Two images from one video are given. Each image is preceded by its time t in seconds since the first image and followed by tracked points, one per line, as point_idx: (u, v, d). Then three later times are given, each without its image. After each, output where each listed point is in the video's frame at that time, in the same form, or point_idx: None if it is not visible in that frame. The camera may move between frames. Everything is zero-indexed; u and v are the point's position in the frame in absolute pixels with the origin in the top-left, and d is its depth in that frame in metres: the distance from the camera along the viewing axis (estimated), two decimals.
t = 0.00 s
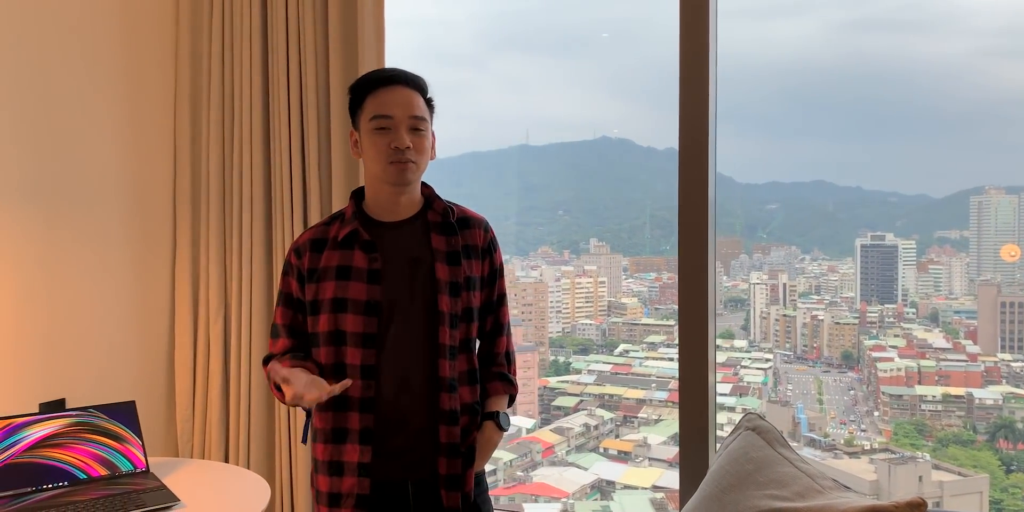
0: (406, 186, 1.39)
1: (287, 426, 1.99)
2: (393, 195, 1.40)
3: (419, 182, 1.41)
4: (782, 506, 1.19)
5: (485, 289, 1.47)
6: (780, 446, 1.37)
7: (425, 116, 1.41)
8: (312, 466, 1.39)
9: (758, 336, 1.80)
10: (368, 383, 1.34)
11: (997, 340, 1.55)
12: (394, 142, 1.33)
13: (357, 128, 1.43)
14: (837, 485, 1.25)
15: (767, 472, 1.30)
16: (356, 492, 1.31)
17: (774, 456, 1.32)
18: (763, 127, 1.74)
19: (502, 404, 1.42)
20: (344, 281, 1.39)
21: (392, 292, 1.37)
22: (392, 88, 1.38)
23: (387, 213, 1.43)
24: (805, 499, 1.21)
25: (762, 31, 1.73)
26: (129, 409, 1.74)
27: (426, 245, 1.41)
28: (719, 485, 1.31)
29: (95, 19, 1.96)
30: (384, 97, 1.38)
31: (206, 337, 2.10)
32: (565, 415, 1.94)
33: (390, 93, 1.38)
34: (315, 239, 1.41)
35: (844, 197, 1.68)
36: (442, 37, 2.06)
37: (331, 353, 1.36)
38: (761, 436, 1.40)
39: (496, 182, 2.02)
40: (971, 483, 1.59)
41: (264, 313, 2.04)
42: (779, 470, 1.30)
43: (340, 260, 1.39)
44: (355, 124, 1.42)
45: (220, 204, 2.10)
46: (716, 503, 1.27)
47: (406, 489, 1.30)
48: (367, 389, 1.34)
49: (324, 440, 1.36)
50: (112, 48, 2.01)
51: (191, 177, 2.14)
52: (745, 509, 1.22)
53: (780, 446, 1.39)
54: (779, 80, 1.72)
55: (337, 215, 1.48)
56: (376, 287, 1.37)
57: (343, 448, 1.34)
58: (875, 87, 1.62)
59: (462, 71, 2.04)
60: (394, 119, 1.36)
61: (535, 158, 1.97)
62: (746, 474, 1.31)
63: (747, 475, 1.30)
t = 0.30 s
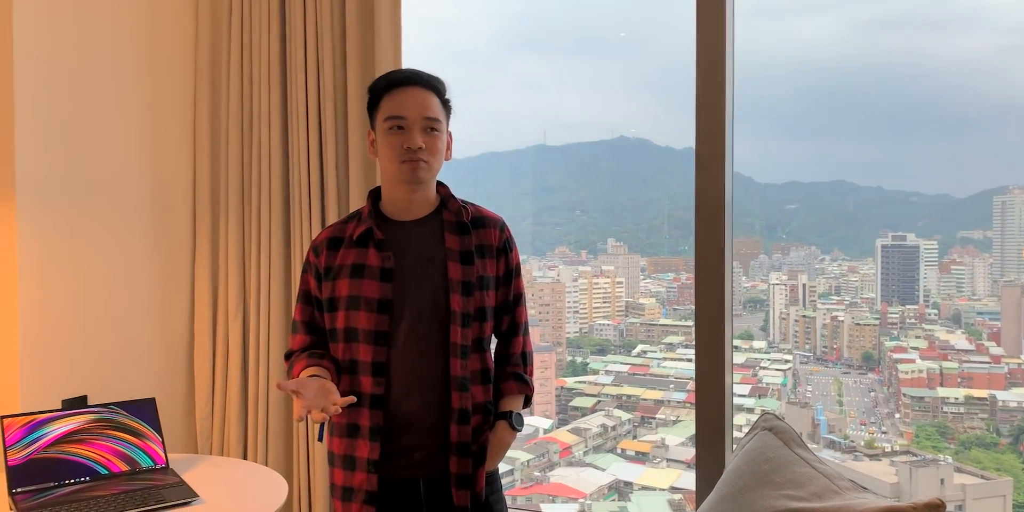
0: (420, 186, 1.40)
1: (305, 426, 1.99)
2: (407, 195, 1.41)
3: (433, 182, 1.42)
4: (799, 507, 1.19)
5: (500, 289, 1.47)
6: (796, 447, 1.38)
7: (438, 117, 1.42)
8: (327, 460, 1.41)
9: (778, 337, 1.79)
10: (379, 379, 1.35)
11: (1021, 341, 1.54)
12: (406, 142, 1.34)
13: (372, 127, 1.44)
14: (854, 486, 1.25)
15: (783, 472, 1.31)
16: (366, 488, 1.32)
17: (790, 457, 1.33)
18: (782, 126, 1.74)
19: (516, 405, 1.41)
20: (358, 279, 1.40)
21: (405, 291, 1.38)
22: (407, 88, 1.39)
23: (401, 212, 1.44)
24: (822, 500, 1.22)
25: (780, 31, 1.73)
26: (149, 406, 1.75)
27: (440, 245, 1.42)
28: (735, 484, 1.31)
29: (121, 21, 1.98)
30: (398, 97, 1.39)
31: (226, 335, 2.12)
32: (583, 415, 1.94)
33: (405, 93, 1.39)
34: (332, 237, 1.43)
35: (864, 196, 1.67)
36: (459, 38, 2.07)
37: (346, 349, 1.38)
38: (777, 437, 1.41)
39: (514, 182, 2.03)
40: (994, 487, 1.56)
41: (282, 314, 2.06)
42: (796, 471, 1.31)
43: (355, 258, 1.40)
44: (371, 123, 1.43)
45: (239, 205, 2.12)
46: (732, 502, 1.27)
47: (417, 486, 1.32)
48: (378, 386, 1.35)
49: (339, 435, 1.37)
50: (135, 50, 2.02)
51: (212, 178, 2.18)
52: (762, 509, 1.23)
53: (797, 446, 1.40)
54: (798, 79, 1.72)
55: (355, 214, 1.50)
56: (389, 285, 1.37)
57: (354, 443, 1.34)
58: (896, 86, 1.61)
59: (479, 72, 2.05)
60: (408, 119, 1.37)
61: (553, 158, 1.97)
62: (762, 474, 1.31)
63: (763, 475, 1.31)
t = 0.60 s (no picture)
0: (439, 185, 1.38)
1: (323, 425, 2.01)
2: (425, 194, 1.40)
3: (452, 181, 1.41)
4: (814, 508, 1.19)
5: (517, 289, 1.46)
6: (812, 447, 1.37)
7: (457, 116, 1.41)
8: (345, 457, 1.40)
9: (797, 338, 1.79)
10: (398, 378, 1.35)
11: None
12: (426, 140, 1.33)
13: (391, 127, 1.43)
14: (872, 487, 1.24)
15: (799, 473, 1.30)
16: (385, 486, 1.32)
17: (806, 457, 1.33)
18: (801, 126, 1.74)
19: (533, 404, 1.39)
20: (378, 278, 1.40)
21: (424, 290, 1.38)
22: (426, 87, 1.38)
23: (419, 212, 1.43)
24: (838, 501, 1.21)
25: (799, 31, 1.73)
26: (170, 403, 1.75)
27: (458, 243, 1.41)
28: (751, 485, 1.31)
29: (143, 23, 2.00)
30: (417, 96, 1.38)
31: (245, 335, 2.14)
32: (600, 416, 1.94)
33: (424, 92, 1.38)
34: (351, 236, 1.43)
35: (885, 196, 1.66)
36: (476, 39, 2.07)
37: (365, 347, 1.38)
38: (793, 437, 1.40)
39: (531, 183, 2.04)
40: (1019, 490, 1.54)
41: (299, 314, 2.08)
42: (812, 472, 1.29)
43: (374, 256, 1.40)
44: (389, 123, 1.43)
45: (258, 206, 2.14)
46: (747, 503, 1.27)
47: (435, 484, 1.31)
48: (397, 384, 1.35)
49: (357, 433, 1.37)
50: (156, 52, 2.04)
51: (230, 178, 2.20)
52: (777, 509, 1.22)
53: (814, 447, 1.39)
54: (818, 79, 1.71)
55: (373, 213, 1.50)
56: (408, 285, 1.37)
57: (374, 441, 1.35)
58: (917, 85, 1.60)
59: (496, 73, 2.06)
60: (427, 118, 1.36)
61: (570, 159, 1.97)
62: (778, 475, 1.31)
63: (779, 476, 1.30)
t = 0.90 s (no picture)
0: (455, 184, 1.33)
1: (339, 425, 2.02)
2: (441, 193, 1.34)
3: (468, 180, 1.35)
4: (830, 508, 1.16)
5: (532, 288, 1.39)
6: (828, 448, 1.33)
7: (474, 114, 1.36)
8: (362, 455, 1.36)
9: (815, 339, 1.78)
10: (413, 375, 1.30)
11: None
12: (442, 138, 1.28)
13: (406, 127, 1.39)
14: (889, 488, 1.20)
15: (814, 473, 1.27)
16: (401, 483, 1.27)
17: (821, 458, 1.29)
18: (820, 126, 1.74)
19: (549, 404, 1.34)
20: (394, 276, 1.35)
21: (440, 288, 1.33)
22: (441, 84, 1.34)
23: (435, 211, 1.37)
24: (854, 502, 1.17)
25: (817, 31, 1.73)
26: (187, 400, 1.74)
27: (473, 241, 1.35)
28: (766, 486, 1.29)
29: (161, 26, 2.02)
30: (433, 94, 1.34)
31: (262, 334, 2.16)
32: (616, 417, 1.94)
33: (439, 89, 1.33)
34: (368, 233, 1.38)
35: (905, 196, 1.65)
36: (492, 39, 2.08)
37: (382, 345, 1.33)
38: (808, 437, 1.37)
39: (547, 183, 2.04)
40: None
41: (315, 314, 2.09)
42: (827, 471, 1.26)
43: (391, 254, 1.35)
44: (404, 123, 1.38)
45: (275, 206, 2.16)
46: (763, 504, 1.25)
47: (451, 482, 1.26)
48: (412, 382, 1.29)
49: (373, 430, 1.32)
50: (172, 54, 2.05)
51: (247, 178, 2.21)
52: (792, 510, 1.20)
53: (830, 447, 1.35)
54: (836, 78, 1.71)
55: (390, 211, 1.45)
56: (424, 282, 1.33)
57: (390, 438, 1.29)
58: (937, 85, 1.60)
59: (512, 73, 2.06)
60: (443, 115, 1.32)
61: (586, 159, 1.97)
62: (794, 475, 1.28)
63: (794, 476, 1.27)
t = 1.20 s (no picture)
0: (464, 184, 1.27)
1: (354, 425, 2.02)
2: (451, 194, 1.29)
3: (477, 179, 1.28)
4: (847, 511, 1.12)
5: (547, 287, 1.30)
6: (846, 449, 1.27)
7: (483, 111, 1.28)
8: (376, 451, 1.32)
9: (833, 340, 1.77)
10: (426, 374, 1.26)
11: None
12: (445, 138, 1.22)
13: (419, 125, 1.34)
14: (908, 490, 1.15)
15: (830, 474, 1.22)
16: (413, 481, 1.23)
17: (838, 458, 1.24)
18: (838, 126, 1.73)
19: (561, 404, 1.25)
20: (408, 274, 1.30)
21: (451, 287, 1.27)
22: (447, 81, 1.27)
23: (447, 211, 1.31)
24: (871, 504, 1.13)
25: (836, 29, 1.72)
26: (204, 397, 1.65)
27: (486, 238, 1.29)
28: (781, 486, 1.24)
29: (179, 27, 2.03)
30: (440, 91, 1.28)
31: (278, 334, 2.16)
32: (632, 418, 1.94)
33: (445, 87, 1.27)
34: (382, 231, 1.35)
35: (924, 196, 1.64)
36: (508, 39, 2.08)
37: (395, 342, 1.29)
38: (825, 438, 1.31)
39: (563, 184, 2.04)
40: None
41: (332, 314, 2.10)
42: (844, 473, 1.22)
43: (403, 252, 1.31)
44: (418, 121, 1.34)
45: (291, 205, 2.16)
46: (777, 505, 1.20)
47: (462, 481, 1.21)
48: (424, 380, 1.25)
49: (385, 428, 1.28)
50: (188, 54, 2.06)
51: (263, 178, 2.22)
52: None
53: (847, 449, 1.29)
54: (854, 77, 1.71)
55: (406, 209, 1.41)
56: (437, 281, 1.27)
57: (403, 436, 1.25)
58: (957, 83, 1.59)
59: (528, 73, 2.07)
60: (448, 113, 1.25)
61: (602, 159, 1.97)
62: (809, 476, 1.23)
63: (810, 477, 1.23)
